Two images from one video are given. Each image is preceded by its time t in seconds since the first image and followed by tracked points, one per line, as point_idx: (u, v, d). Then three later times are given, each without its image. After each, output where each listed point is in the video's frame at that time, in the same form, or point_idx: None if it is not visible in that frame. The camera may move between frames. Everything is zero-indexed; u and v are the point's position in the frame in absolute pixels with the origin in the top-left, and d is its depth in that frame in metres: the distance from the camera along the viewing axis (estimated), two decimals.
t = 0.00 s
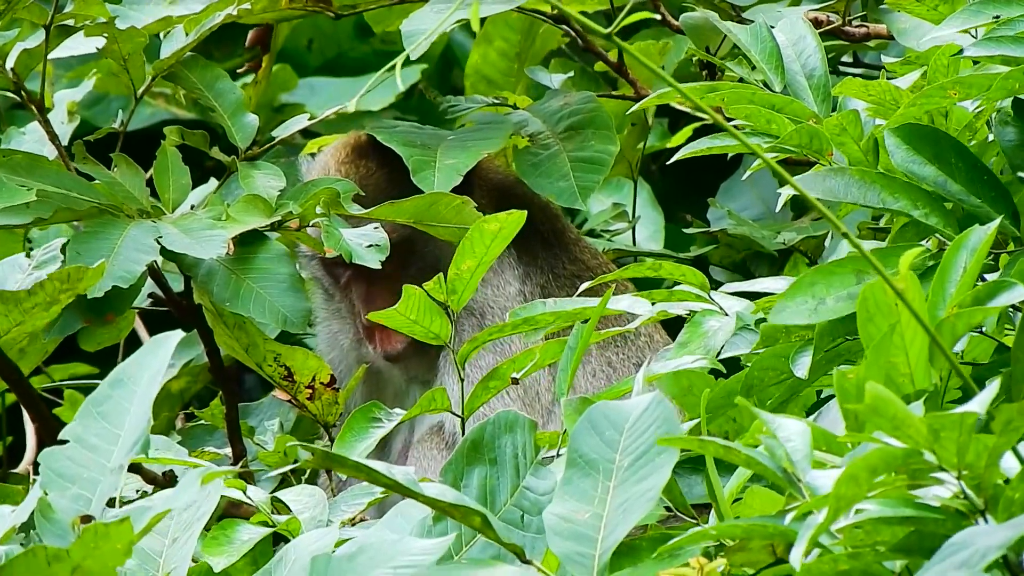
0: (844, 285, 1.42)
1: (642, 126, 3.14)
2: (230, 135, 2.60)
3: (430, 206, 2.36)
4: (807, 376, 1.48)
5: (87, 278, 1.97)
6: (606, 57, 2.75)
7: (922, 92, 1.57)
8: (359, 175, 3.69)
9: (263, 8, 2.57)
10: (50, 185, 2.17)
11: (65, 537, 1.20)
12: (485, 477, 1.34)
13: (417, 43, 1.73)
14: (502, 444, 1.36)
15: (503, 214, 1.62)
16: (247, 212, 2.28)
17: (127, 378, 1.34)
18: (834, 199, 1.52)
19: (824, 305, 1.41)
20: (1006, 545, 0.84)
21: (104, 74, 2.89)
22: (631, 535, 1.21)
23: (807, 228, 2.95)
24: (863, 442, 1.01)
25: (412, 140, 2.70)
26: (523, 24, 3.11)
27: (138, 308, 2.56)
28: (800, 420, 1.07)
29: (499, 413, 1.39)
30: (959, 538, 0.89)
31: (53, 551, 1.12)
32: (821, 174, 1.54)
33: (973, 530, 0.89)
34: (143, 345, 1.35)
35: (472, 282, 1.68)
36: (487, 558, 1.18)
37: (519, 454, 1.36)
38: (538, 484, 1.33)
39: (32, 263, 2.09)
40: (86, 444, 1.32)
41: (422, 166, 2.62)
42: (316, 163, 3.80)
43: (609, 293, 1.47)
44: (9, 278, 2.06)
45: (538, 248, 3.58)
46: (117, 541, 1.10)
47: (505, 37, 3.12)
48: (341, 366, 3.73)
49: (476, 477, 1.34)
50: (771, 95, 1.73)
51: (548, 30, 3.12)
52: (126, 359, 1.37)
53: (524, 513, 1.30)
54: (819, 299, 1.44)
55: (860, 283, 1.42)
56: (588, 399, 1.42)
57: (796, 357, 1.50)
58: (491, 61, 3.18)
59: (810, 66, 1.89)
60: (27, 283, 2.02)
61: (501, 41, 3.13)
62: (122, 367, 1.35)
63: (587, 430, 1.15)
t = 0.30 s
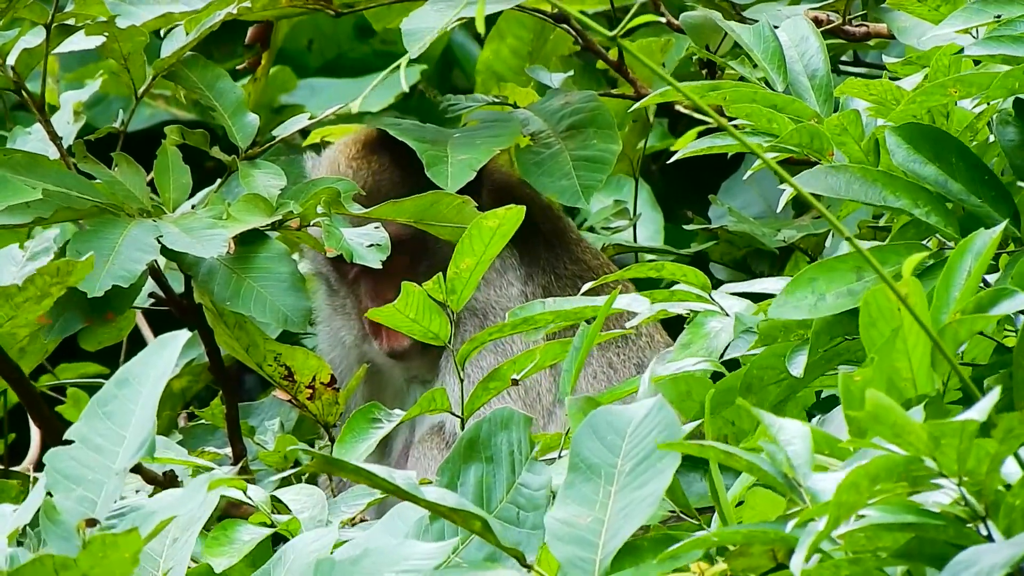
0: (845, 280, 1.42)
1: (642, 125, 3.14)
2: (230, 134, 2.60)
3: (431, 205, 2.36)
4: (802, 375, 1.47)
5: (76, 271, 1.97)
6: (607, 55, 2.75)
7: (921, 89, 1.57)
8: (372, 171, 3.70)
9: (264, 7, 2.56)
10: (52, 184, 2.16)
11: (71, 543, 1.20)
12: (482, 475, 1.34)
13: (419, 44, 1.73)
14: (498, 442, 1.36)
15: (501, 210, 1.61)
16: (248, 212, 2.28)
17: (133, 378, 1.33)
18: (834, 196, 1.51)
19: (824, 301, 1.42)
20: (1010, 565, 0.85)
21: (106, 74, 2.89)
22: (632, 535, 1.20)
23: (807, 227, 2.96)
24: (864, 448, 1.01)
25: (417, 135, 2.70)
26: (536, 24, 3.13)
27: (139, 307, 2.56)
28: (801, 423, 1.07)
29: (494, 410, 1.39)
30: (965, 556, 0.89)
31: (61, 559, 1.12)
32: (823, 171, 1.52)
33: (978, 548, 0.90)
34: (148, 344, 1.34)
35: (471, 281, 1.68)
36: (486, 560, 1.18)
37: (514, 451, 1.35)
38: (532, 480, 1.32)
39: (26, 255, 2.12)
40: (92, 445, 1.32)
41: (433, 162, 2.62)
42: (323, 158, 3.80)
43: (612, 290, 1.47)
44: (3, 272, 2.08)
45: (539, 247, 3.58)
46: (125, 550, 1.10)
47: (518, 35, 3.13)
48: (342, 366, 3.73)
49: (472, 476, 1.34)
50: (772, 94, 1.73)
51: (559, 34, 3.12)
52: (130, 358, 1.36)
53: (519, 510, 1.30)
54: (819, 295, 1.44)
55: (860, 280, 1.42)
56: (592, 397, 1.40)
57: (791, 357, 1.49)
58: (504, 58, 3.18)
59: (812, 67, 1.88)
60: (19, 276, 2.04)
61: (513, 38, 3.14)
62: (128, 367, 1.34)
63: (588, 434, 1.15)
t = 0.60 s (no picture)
0: (845, 285, 1.42)
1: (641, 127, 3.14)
2: (230, 137, 2.59)
3: (430, 208, 2.36)
4: (802, 376, 1.47)
5: (80, 287, 1.97)
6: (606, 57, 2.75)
7: (921, 91, 1.57)
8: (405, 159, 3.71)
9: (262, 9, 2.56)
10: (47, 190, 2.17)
11: (70, 548, 1.20)
12: (484, 484, 1.34)
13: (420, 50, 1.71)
14: (501, 451, 1.36)
15: (499, 211, 1.62)
16: (245, 216, 2.29)
17: (134, 386, 1.33)
18: (834, 199, 1.51)
19: (825, 305, 1.41)
20: (1007, 553, 0.85)
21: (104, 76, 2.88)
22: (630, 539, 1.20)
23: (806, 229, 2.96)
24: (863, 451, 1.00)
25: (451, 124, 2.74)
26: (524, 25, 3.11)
27: (137, 310, 2.56)
28: (800, 420, 1.07)
29: (497, 421, 1.38)
30: (956, 548, 0.89)
31: (58, 562, 1.12)
32: (823, 174, 1.53)
33: (968, 541, 0.90)
34: (148, 354, 1.36)
35: (470, 283, 1.68)
36: (487, 565, 1.18)
37: (517, 462, 1.35)
38: (535, 491, 1.31)
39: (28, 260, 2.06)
40: (92, 452, 1.31)
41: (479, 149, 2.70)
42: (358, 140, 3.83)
43: (608, 293, 1.47)
44: (6, 277, 2.03)
45: (545, 251, 3.58)
46: (122, 552, 1.10)
47: (507, 39, 3.12)
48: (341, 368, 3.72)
49: (475, 484, 1.34)
50: (770, 99, 1.72)
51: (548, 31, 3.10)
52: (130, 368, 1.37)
53: (521, 521, 1.29)
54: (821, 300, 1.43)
55: (861, 285, 1.42)
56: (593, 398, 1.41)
57: (791, 358, 1.49)
58: (493, 64, 3.17)
59: (812, 70, 1.89)
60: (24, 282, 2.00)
61: (502, 42, 3.12)
62: (128, 376, 1.35)
63: (589, 438, 1.15)
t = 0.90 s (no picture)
0: (843, 284, 1.42)
1: (641, 126, 3.15)
2: (229, 138, 2.60)
3: (430, 208, 2.36)
4: (805, 375, 1.47)
5: (87, 289, 1.95)
6: (605, 56, 2.75)
7: (920, 89, 1.57)
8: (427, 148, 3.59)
9: (262, 9, 2.56)
10: (47, 191, 2.16)
11: (71, 549, 1.19)
12: (485, 482, 1.34)
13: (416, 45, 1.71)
14: (501, 449, 1.36)
15: (495, 212, 1.63)
16: (245, 217, 2.29)
17: (133, 388, 1.33)
18: (832, 198, 1.52)
19: (823, 304, 1.41)
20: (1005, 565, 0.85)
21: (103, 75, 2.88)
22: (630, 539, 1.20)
23: (806, 229, 2.96)
24: (862, 449, 1.00)
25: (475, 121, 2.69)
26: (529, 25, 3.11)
27: (138, 310, 2.56)
28: (798, 418, 1.07)
29: (499, 418, 1.39)
30: (961, 555, 0.89)
31: (58, 563, 1.12)
32: (822, 173, 1.53)
33: (974, 547, 0.89)
34: (145, 357, 1.36)
35: (467, 284, 1.67)
36: (486, 565, 1.18)
37: (519, 458, 1.35)
38: (538, 489, 1.32)
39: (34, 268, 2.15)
40: (91, 455, 1.31)
41: (507, 145, 2.66)
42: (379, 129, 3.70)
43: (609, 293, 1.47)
44: (12, 284, 2.13)
45: (550, 251, 3.49)
46: (121, 554, 1.10)
47: (511, 37, 3.11)
48: (344, 367, 3.70)
49: (475, 482, 1.34)
50: (769, 99, 1.73)
51: (553, 36, 3.14)
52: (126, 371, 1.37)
53: (523, 518, 1.29)
54: (818, 298, 1.44)
55: (859, 283, 1.42)
56: (588, 402, 1.41)
57: (793, 357, 1.49)
58: (497, 61, 3.16)
59: (809, 69, 1.88)
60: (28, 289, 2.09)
61: (507, 41, 3.12)
62: (127, 377, 1.35)
63: (587, 435, 1.15)
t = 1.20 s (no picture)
0: (844, 286, 1.42)
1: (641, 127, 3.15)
2: (230, 137, 2.60)
3: (430, 207, 2.36)
4: (806, 376, 1.48)
5: (84, 278, 1.99)
6: (606, 57, 2.76)
7: (920, 90, 1.57)
8: (430, 148, 3.57)
9: (263, 9, 2.56)
10: (49, 188, 2.17)
11: (69, 545, 1.19)
12: (484, 481, 1.34)
13: (419, 45, 1.72)
14: (500, 448, 1.36)
15: (498, 213, 1.62)
16: (246, 214, 2.29)
17: (126, 383, 1.33)
18: (833, 198, 1.51)
19: (824, 307, 1.41)
20: (1006, 551, 0.85)
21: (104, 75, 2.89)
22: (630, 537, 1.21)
23: (806, 230, 2.96)
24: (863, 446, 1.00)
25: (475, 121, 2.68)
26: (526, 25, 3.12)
27: (137, 310, 2.56)
28: (798, 422, 1.07)
29: (497, 417, 1.39)
30: (960, 542, 0.90)
31: (56, 560, 1.12)
32: (822, 173, 1.53)
33: (972, 536, 0.90)
34: (140, 352, 1.35)
35: (470, 284, 1.67)
36: (486, 562, 1.18)
37: (517, 458, 1.35)
38: (536, 489, 1.32)
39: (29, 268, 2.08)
40: (87, 450, 1.31)
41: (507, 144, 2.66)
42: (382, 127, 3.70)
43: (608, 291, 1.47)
44: (6, 282, 2.03)
45: (551, 252, 3.49)
46: (119, 549, 1.11)
47: (510, 38, 3.12)
48: (343, 367, 3.71)
49: (475, 481, 1.34)
50: (769, 96, 1.72)
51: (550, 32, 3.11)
52: (126, 366, 1.36)
53: (522, 518, 1.29)
54: (819, 301, 1.44)
55: (860, 284, 1.42)
56: (588, 400, 1.41)
57: (795, 358, 1.50)
58: (495, 61, 3.15)
59: (811, 69, 1.89)
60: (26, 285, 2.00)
61: (504, 41, 3.12)
62: (121, 372, 1.34)
63: (586, 433, 1.15)
